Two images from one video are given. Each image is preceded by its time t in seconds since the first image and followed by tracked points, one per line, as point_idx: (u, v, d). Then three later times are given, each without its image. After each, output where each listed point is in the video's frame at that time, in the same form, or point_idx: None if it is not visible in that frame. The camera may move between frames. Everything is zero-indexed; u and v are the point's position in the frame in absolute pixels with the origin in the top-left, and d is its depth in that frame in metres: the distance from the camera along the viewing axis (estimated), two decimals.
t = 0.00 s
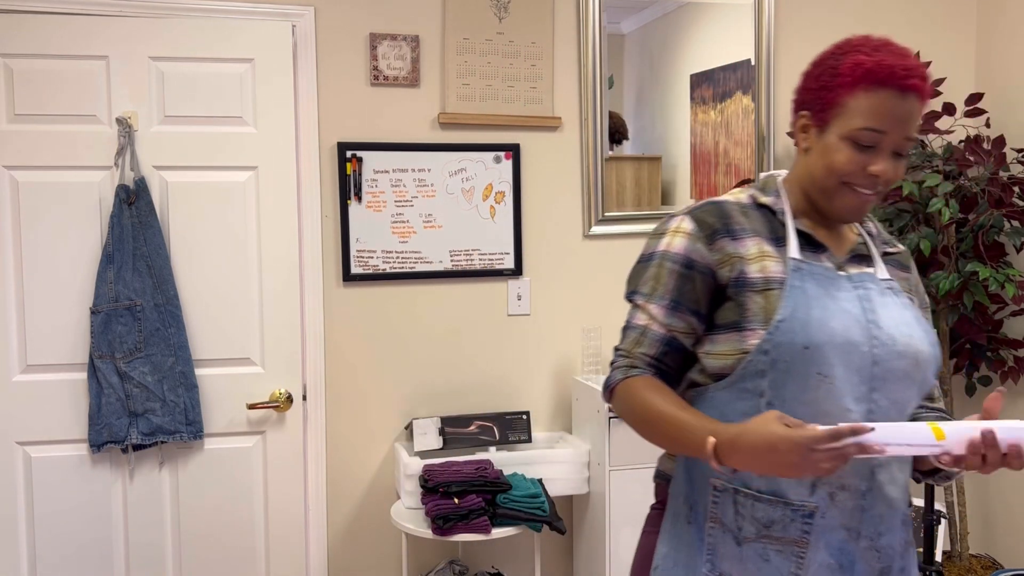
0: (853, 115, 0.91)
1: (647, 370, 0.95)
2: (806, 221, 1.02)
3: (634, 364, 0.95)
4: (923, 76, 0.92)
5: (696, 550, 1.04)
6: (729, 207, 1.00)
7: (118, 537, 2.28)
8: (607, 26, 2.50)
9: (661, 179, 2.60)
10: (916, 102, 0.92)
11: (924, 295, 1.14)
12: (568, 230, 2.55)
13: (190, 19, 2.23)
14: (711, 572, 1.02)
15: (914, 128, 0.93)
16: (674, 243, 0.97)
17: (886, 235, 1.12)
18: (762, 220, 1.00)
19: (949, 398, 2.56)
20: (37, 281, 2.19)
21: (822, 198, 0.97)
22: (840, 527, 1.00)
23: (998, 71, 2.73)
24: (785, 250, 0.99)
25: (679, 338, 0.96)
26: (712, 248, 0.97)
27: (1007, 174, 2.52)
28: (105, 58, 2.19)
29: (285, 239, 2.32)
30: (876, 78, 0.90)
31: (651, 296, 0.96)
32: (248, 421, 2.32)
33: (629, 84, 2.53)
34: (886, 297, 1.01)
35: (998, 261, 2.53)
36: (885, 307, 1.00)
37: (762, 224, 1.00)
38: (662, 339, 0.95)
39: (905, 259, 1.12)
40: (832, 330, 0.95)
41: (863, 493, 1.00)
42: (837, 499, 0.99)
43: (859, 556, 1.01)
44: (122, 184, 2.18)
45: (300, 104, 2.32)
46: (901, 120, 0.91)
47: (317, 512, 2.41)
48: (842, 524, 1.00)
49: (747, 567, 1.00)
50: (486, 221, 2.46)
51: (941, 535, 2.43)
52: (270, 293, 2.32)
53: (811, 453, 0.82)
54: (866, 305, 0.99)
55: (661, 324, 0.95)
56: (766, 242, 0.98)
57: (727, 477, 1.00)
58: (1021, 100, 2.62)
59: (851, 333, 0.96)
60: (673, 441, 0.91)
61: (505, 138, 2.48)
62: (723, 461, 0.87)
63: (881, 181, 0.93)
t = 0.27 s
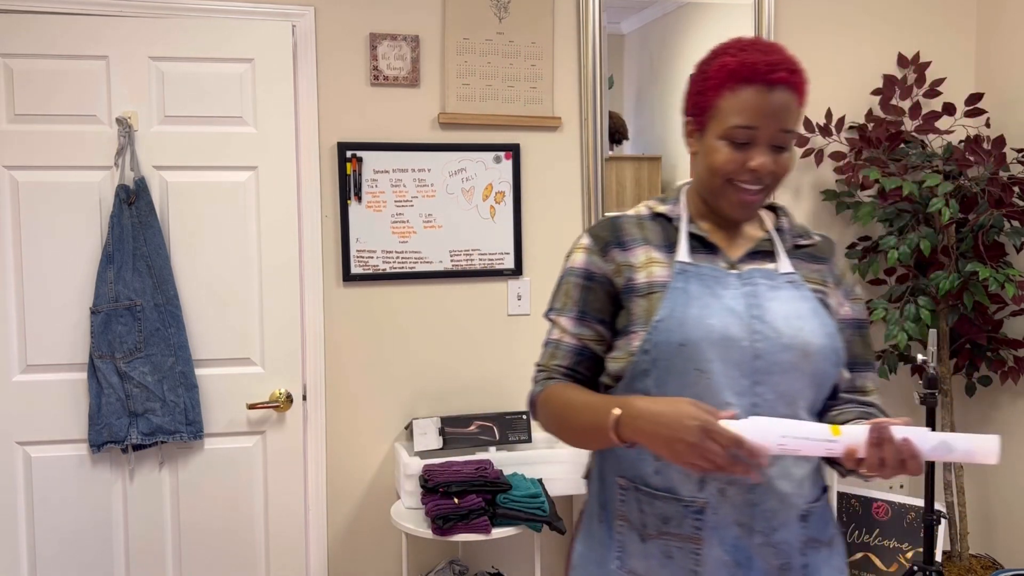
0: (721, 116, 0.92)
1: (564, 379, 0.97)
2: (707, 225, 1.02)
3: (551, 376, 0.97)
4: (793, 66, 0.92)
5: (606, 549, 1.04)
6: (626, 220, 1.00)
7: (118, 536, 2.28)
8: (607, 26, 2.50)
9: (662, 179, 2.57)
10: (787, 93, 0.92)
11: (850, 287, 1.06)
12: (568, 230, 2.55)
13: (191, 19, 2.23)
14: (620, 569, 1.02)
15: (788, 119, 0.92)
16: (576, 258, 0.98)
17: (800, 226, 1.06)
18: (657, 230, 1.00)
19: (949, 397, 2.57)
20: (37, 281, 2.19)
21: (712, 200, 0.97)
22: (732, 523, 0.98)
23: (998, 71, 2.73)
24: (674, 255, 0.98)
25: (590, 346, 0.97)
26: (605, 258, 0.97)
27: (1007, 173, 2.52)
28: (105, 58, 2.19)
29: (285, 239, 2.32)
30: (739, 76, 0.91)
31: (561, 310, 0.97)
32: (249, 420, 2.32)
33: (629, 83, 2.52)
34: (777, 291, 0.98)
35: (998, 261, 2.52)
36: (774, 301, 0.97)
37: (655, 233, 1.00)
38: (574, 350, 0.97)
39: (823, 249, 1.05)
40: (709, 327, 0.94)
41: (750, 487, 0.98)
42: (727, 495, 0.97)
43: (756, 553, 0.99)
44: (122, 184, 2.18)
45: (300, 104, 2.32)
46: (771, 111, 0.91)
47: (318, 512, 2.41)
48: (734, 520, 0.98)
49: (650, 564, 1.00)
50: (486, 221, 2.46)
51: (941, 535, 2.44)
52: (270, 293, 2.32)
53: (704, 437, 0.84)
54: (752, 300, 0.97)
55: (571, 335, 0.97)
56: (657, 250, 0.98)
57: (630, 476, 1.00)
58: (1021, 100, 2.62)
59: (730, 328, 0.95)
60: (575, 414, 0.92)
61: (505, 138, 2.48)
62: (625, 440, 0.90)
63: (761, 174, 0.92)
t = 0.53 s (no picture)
0: (620, 122, 0.95)
1: (483, 375, 0.98)
2: (621, 228, 1.04)
3: (470, 372, 0.98)
4: (693, 70, 0.94)
5: (509, 536, 1.08)
6: (546, 224, 1.02)
7: (119, 537, 2.28)
8: (607, 26, 2.51)
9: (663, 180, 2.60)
10: (686, 96, 0.94)
11: (770, 284, 1.03)
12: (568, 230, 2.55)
13: (191, 20, 2.23)
14: (519, 557, 1.06)
15: (688, 122, 0.94)
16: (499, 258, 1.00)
17: (714, 226, 1.04)
18: (573, 234, 1.02)
19: (949, 397, 2.57)
20: (36, 280, 2.19)
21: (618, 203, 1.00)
22: (621, 521, 1.01)
23: (997, 71, 2.73)
24: (585, 261, 1.00)
25: (509, 344, 0.99)
26: (525, 260, 0.99)
27: (1008, 173, 2.52)
28: (105, 58, 2.19)
29: (286, 239, 2.32)
30: (636, 82, 0.94)
31: (482, 308, 0.99)
32: (249, 421, 2.32)
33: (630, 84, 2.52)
34: (680, 296, 0.99)
35: (998, 261, 2.51)
36: (676, 307, 0.98)
37: (571, 237, 1.02)
38: (494, 347, 0.98)
39: (739, 249, 1.03)
40: (607, 333, 0.96)
41: (640, 487, 1.00)
42: (617, 494, 1.00)
43: (642, 551, 1.01)
44: (122, 184, 2.18)
45: (300, 104, 2.32)
46: (668, 114, 0.93)
47: (318, 512, 2.41)
48: (623, 519, 1.01)
49: (545, 555, 1.04)
50: (486, 221, 2.46)
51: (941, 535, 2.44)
52: (270, 293, 2.31)
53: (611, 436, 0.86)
54: (654, 305, 0.98)
55: (491, 333, 0.98)
56: (569, 255, 1.01)
57: (537, 470, 1.04)
58: (1021, 101, 2.62)
59: (629, 334, 0.97)
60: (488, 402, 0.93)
61: (505, 138, 2.48)
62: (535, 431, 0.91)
63: (661, 176, 0.95)
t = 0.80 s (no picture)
0: (577, 120, 0.99)
1: (442, 378, 1.03)
2: (574, 227, 1.09)
3: (430, 377, 1.03)
4: (648, 71, 0.99)
5: (473, 535, 1.10)
6: (501, 223, 1.06)
7: (119, 537, 2.28)
8: (607, 26, 2.51)
9: (661, 179, 2.61)
10: (640, 95, 0.98)
11: (719, 280, 1.10)
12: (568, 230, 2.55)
13: (191, 20, 2.23)
14: (482, 556, 1.07)
15: (641, 122, 0.99)
16: (456, 260, 1.04)
17: (666, 222, 1.09)
18: (527, 233, 1.06)
19: (949, 397, 2.57)
20: (36, 280, 2.19)
21: (573, 200, 1.04)
22: (576, 515, 1.03)
23: (997, 71, 2.73)
24: (539, 260, 1.04)
25: (468, 346, 1.04)
26: (481, 263, 1.04)
27: (1008, 173, 2.52)
28: (105, 58, 2.19)
29: (286, 239, 2.32)
30: (594, 81, 0.98)
31: (439, 309, 1.03)
32: (249, 421, 2.32)
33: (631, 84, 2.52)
34: (631, 295, 1.03)
35: (999, 261, 2.52)
36: (626, 305, 1.02)
37: (525, 236, 1.06)
38: (453, 349, 1.03)
39: (689, 246, 1.09)
40: (561, 334, 1.00)
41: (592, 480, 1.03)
42: (571, 490, 1.03)
43: (597, 543, 1.04)
44: (122, 184, 2.18)
45: (301, 104, 2.32)
46: (623, 114, 0.98)
47: (318, 512, 2.41)
48: (578, 512, 1.03)
49: (505, 553, 1.05)
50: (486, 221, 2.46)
51: (940, 535, 2.45)
52: (270, 293, 2.31)
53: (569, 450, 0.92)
54: (605, 305, 1.02)
55: (449, 336, 1.03)
56: (523, 255, 1.05)
57: (497, 469, 1.07)
58: (1020, 101, 2.62)
59: (582, 334, 1.01)
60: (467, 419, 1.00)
61: (505, 138, 2.48)
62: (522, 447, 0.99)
63: (615, 175, 0.99)
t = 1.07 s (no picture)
0: (555, 123, 1.00)
1: (433, 384, 1.06)
2: (558, 228, 1.09)
3: (422, 381, 1.06)
4: (625, 72, 0.99)
5: (462, 533, 1.11)
6: (487, 228, 1.08)
7: (119, 537, 2.28)
8: (607, 26, 2.51)
9: (662, 179, 2.60)
10: (618, 97, 0.98)
11: (706, 277, 1.08)
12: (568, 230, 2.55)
13: (192, 20, 2.23)
14: (469, 554, 1.08)
15: (619, 123, 0.99)
16: (444, 266, 1.07)
17: (651, 221, 1.08)
18: (512, 236, 1.07)
19: (949, 397, 2.56)
20: (36, 280, 2.19)
21: (554, 201, 1.04)
22: (560, 513, 1.04)
23: (997, 71, 2.73)
24: (521, 261, 1.05)
25: (458, 349, 1.06)
26: (467, 267, 1.06)
27: (1008, 174, 2.51)
28: (105, 58, 2.19)
29: (286, 239, 2.32)
30: (571, 83, 0.98)
31: (430, 316, 1.07)
32: (249, 421, 2.32)
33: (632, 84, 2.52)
34: (611, 292, 1.02)
35: (999, 261, 2.52)
36: (605, 302, 1.02)
37: (509, 239, 1.07)
38: (443, 354, 1.06)
39: (674, 243, 1.08)
40: (540, 332, 1.01)
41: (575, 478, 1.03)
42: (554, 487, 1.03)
43: (581, 540, 1.04)
44: (122, 184, 2.18)
45: (301, 104, 2.32)
46: (601, 116, 0.98)
47: (318, 512, 2.41)
48: (562, 510, 1.04)
49: (490, 550, 1.05)
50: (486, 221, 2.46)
51: (941, 536, 2.45)
52: (271, 293, 2.31)
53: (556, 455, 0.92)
54: (585, 301, 1.02)
55: (439, 340, 1.06)
56: (507, 257, 1.06)
57: (484, 468, 1.08)
58: (1020, 101, 2.62)
59: (561, 331, 1.01)
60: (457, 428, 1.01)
61: (505, 138, 2.48)
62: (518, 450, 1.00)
63: (593, 175, 0.99)
